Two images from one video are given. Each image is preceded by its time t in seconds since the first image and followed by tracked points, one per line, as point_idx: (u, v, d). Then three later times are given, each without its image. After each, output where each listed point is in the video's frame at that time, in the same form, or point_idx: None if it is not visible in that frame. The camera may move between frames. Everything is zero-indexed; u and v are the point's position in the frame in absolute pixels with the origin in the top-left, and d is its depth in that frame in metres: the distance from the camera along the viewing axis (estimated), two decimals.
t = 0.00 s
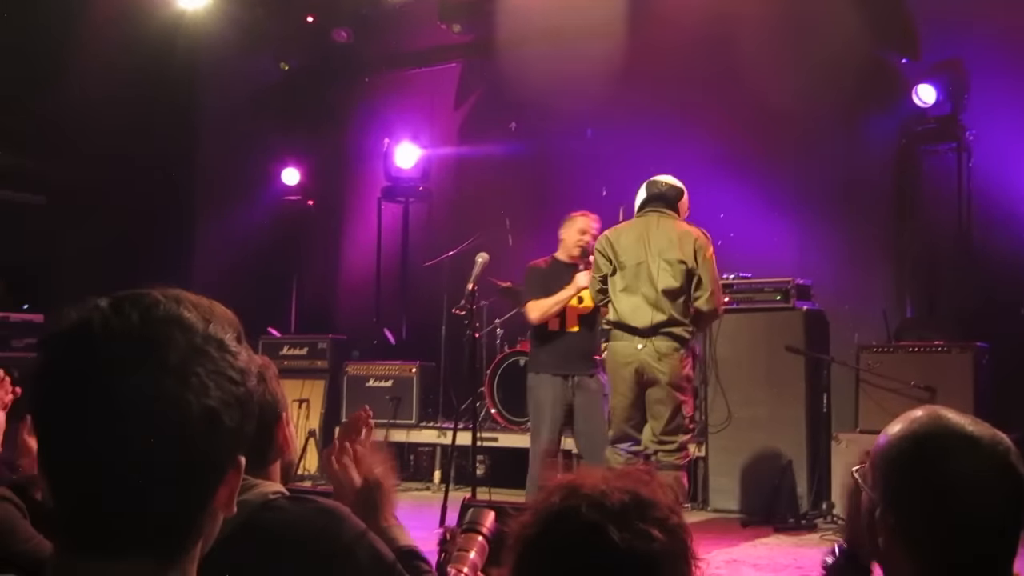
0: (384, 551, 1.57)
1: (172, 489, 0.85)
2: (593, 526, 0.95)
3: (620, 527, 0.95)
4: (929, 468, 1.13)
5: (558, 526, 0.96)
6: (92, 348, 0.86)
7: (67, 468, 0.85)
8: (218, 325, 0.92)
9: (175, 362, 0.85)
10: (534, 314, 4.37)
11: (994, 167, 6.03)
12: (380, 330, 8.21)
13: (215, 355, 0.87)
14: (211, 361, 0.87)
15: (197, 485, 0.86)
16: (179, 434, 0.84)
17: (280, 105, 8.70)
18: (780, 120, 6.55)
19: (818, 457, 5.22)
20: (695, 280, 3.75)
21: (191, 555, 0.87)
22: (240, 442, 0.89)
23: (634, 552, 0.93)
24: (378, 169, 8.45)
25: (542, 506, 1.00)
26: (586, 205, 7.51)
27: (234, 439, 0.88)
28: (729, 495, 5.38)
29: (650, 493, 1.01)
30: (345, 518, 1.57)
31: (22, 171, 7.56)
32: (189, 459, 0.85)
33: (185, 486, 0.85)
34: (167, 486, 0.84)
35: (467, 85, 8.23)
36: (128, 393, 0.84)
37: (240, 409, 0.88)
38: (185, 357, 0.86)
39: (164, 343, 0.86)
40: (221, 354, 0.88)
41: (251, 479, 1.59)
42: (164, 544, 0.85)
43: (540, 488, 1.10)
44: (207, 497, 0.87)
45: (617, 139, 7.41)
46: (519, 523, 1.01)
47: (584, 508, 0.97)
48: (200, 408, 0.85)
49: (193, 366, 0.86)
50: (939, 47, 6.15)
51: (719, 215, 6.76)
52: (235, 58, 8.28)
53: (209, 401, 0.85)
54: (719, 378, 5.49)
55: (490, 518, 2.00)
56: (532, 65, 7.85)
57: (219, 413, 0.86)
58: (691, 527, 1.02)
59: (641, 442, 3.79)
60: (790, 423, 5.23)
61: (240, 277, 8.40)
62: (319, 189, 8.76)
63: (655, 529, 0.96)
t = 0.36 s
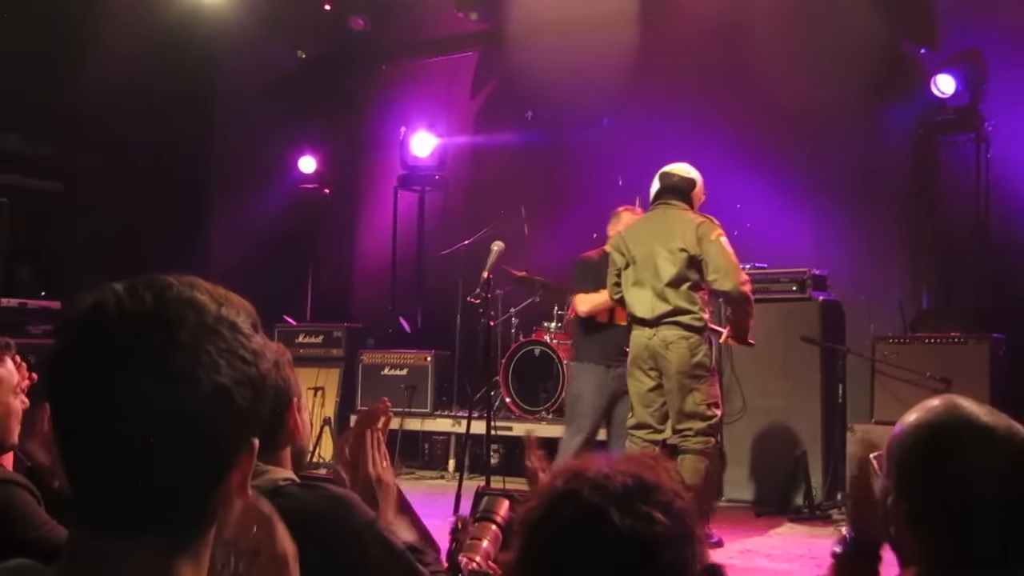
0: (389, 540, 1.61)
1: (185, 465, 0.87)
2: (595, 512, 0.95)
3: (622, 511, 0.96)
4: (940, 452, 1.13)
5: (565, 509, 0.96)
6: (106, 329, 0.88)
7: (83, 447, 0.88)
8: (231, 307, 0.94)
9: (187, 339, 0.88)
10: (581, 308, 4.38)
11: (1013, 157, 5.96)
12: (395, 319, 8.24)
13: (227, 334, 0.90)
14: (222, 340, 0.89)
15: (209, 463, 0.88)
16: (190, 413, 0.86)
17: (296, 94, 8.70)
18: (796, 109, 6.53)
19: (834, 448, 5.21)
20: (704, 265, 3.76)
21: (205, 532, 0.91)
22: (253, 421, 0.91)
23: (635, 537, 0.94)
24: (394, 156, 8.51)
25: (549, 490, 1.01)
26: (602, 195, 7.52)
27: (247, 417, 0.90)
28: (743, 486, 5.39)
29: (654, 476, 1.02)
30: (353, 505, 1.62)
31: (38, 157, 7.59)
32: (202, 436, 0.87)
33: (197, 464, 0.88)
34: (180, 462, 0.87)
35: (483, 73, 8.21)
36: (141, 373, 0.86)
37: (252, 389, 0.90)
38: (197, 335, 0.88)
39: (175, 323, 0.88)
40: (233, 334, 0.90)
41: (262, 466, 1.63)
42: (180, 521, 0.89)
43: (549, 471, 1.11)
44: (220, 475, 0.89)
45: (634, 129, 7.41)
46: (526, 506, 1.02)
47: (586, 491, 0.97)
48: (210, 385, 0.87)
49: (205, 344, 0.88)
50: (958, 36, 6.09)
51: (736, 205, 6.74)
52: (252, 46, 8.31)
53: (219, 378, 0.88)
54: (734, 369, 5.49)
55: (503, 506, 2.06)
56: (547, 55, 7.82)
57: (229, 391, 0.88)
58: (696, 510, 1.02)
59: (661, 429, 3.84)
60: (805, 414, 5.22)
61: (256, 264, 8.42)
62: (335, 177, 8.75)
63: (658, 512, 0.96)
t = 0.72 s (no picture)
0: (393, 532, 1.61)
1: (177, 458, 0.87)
2: (589, 510, 0.94)
3: (617, 511, 0.95)
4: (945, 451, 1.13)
5: (560, 507, 0.96)
6: (99, 317, 0.89)
7: (76, 440, 0.88)
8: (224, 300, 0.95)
9: (178, 328, 0.88)
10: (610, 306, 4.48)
11: (1015, 158, 5.95)
12: (394, 313, 8.22)
13: (219, 325, 0.90)
14: (213, 331, 0.90)
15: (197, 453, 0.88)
16: (180, 402, 0.86)
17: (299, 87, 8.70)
18: (797, 107, 6.52)
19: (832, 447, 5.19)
20: (727, 277, 3.86)
21: (195, 526, 0.90)
22: (244, 413, 0.91)
23: (631, 537, 0.93)
24: (395, 152, 8.56)
25: (544, 488, 1.00)
26: (603, 191, 7.52)
27: (238, 408, 0.90)
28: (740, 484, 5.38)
29: (652, 476, 1.01)
30: (356, 499, 1.61)
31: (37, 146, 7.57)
32: (190, 427, 0.87)
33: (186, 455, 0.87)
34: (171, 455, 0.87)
35: (486, 69, 8.21)
36: (132, 361, 0.86)
37: (243, 380, 0.91)
38: (188, 325, 0.89)
39: (167, 312, 0.89)
40: (225, 326, 0.91)
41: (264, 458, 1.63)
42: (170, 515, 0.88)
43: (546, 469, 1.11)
44: (210, 467, 0.89)
45: (636, 126, 7.42)
46: (522, 504, 1.02)
47: (581, 489, 0.97)
48: (199, 374, 0.87)
49: (195, 333, 0.88)
50: (961, 36, 6.07)
51: (738, 202, 6.73)
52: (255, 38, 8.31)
53: (209, 368, 0.88)
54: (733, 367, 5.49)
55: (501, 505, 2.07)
56: (550, 51, 7.82)
57: (219, 381, 0.88)
58: (693, 510, 1.02)
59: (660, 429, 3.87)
60: (804, 413, 5.21)
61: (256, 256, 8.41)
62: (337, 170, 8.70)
63: (653, 512, 0.96)
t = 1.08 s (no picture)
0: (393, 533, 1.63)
1: (164, 459, 0.89)
2: (592, 510, 0.95)
3: (618, 511, 0.96)
4: (944, 448, 1.14)
5: (563, 509, 0.96)
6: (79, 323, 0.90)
7: (61, 442, 0.90)
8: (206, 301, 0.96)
9: (156, 329, 0.89)
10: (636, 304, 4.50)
11: (1010, 156, 5.97)
12: (391, 316, 8.23)
13: (199, 326, 0.91)
14: (193, 331, 0.91)
15: (183, 451, 0.89)
16: (162, 402, 0.88)
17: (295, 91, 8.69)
18: (791, 108, 6.54)
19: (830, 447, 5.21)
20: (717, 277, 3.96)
21: (188, 524, 0.92)
22: (230, 411, 0.92)
23: (631, 537, 0.94)
24: (391, 154, 8.54)
25: (547, 489, 1.01)
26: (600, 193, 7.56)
27: (222, 407, 0.91)
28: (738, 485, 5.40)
29: (653, 476, 1.01)
30: (358, 501, 1.64)
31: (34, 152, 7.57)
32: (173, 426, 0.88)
33: (171, 454, 0.89)
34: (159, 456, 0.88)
35: (480, 72, 8.21)
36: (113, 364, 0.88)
37: (226, 379, 0.92)
38: (166, 326, 0.90)
39: (145, 314, 0.90)
40: (206, 326, 0.92)
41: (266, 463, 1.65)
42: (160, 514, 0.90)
43: (546, 470, 1.12)
44: (198, 465, 0.91)
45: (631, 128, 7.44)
46: (524, 503, 1.03)
47: (584, 490, 0.97)
48: (179, 374, 0.88)
49: (174, 335, 0.90)
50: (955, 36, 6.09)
51: (733, 204, 6.74)
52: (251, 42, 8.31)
53: (189, 367, 0.89)
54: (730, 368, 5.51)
55: (498, 508, 2.08)
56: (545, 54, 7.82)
57: (200, 380, 0.89)
58: (694, 510, 1.02)
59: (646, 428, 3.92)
60: (802, 413, 5.22)
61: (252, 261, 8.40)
62: (333, 174, 8.72)
63: (656, 512, 0.96)
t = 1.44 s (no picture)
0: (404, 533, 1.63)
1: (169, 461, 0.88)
2: (601, 511, 0.94)
3: (627, 511, 0.95)
4: (952, 450, 1.10)
5: (569, 510, 0.96)
6: (84, 323, 0.89)
7: (67, 442, 0.89)
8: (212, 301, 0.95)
9: (160, 331, 0.89)
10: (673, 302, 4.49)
11: (1018, 154, 5.95)
12: (398, 317, 8.22)
13: (205, 327, 0.91)
14: (197, 333, 0.90)
15: (189, 452, 0.89)
16: (166, 404, 0.87)
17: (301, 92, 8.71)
18: (798, 108, 6.53)
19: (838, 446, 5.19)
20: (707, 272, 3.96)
21: (195, 525, 0.91)
22: (236, 412, 0.92)
23: (638, 537, 0.93)
24: (398, 154, 8.56)
25: (554, 490, 1.00)
26: (605, 192, 7.50)
27: (227, 407, 0.91)
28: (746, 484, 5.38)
29: (663, 476, 1.00)
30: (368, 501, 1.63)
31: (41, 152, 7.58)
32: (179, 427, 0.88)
33: (179, 455, 0.88)
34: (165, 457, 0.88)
35: (486, 72, 8.22)
36: (118, 364, 0.87)
37: (231, 380, 0.91)
38: (170, 326, 0.89)
39: (149, 315, 0.89)
40: (211, 327, 0.91)
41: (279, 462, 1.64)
42: (166, 514, 0.89)
43: (553, 470, 1.11)
44: (204, 467, 0.90)
45: (637, 126, 7.41)
46: (534, 503, 1.02)
47: (593, 491, 0.96)
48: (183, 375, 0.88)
49: (178, 337, 0.89)
50: (963, 33, 6.07)
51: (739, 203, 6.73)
52: (257, 42, 8.33)
53: (193, 369, 0.88)
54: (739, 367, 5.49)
55: (503, 507, 2.07)
56: (551, 53, 7.82)
57: (203, 381, 0.89)
58: (704, 511, 1.01)
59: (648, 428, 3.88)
60: (811, 413, 5.20)
61: (259, 261, 8.40)
62: (339, 175, 8.73)
63: (665, 514, 0.95)
